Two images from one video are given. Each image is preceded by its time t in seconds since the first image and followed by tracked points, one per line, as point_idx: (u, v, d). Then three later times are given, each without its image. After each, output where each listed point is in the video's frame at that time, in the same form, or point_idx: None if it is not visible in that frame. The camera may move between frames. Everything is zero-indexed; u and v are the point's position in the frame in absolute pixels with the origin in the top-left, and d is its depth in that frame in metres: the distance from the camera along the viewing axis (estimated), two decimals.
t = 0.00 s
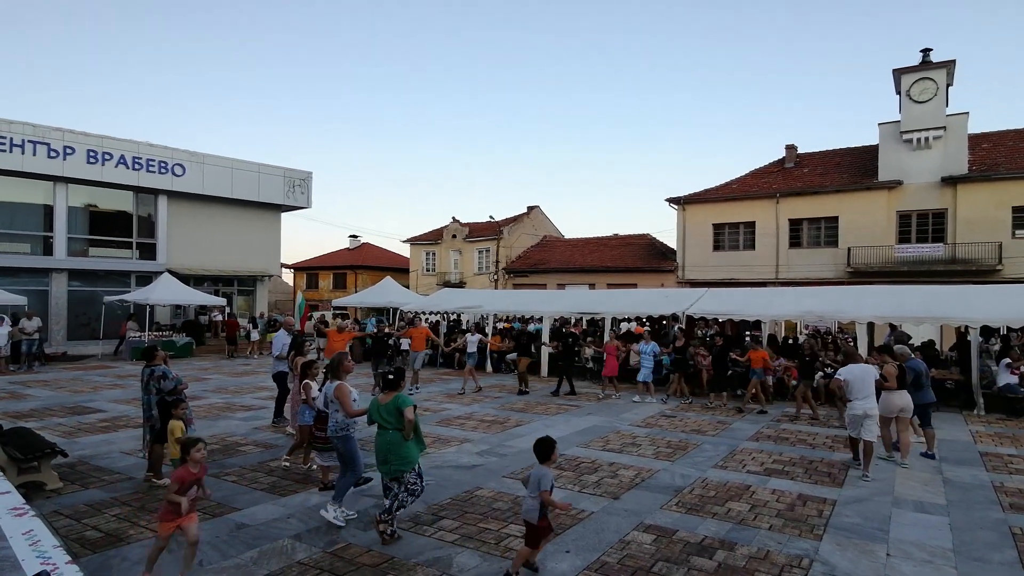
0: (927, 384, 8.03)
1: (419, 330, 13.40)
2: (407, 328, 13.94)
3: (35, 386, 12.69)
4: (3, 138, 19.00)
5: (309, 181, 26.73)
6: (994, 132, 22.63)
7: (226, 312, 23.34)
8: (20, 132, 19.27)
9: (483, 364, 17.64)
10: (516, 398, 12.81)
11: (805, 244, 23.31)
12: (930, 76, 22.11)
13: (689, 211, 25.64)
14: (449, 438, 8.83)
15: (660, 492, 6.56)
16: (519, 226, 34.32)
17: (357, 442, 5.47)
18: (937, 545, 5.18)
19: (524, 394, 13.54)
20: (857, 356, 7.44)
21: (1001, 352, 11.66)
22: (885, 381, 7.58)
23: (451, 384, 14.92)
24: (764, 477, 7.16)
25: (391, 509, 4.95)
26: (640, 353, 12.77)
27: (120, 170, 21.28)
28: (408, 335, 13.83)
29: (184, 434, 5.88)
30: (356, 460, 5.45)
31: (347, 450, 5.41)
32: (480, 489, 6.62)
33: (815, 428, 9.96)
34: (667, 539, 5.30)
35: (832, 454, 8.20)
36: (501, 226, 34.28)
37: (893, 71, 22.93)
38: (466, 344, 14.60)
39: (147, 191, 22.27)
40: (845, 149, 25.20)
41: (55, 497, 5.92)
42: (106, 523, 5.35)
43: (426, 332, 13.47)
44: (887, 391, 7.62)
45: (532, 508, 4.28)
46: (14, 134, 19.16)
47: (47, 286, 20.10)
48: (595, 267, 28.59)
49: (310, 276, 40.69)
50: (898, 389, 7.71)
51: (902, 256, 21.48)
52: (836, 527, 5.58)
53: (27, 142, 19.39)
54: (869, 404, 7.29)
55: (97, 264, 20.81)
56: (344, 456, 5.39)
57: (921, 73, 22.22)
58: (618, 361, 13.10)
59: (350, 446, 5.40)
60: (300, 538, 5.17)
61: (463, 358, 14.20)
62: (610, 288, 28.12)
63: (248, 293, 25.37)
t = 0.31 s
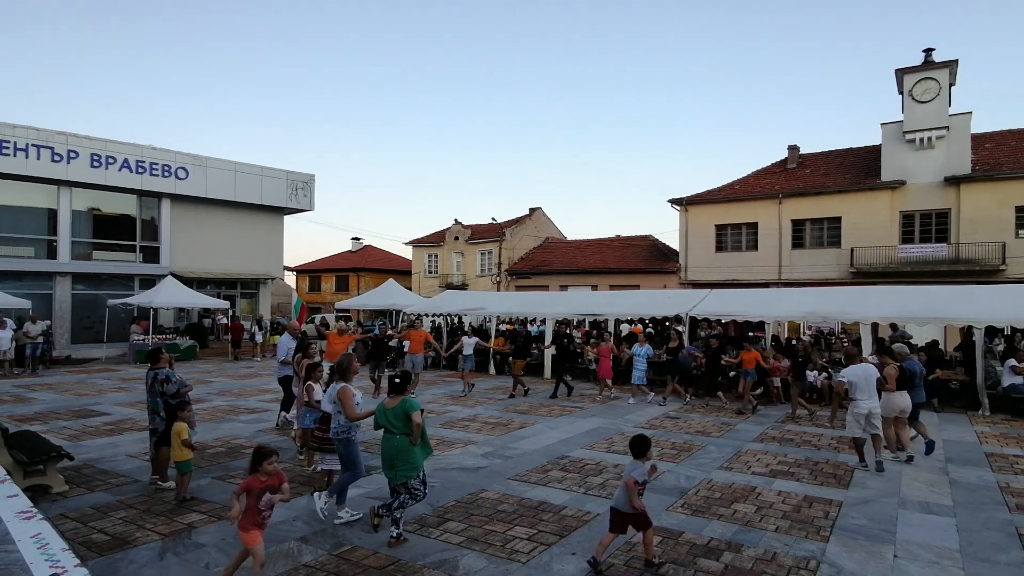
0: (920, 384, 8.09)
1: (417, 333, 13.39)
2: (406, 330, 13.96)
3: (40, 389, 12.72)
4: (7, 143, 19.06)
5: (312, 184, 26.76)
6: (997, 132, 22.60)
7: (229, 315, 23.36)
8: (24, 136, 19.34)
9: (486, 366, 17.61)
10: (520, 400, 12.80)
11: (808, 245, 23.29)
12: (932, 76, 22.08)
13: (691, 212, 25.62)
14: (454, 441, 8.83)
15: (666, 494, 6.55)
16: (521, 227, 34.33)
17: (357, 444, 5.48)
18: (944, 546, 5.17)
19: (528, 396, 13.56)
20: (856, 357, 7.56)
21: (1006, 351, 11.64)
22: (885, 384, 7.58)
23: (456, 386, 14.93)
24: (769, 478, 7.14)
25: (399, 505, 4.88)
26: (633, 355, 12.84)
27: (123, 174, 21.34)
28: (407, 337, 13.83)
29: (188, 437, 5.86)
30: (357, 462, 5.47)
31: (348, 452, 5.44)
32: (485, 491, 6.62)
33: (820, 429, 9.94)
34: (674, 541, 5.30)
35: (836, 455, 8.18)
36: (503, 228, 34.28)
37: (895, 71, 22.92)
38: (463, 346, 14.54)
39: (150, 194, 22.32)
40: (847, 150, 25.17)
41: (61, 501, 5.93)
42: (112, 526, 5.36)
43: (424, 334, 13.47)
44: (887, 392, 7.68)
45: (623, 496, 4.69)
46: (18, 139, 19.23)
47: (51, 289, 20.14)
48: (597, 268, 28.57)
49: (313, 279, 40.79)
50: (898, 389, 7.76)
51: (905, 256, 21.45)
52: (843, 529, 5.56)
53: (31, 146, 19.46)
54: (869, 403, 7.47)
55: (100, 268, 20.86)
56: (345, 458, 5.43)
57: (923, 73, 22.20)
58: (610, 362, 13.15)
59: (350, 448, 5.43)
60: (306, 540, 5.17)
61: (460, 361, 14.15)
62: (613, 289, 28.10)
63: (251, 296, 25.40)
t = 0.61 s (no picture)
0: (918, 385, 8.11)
1: (418, 333, 13.40)
2: (407, 331, 13.98)
3: (43, 388, 12.74)
4: (12, 142, 19.12)
5: (315, 184, 26.79)
6: (1000, 135, 22.57)
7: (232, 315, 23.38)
8: (28, 136, 19.39)
9: (488, 367, 17.61)
10: (523, 402, 12.81)
11: (810, 248, 23.28)
12: (936, 79, 22.07)
13: (694, 214, 25.63)
14: (457, 442, 8.84)
15: (669, 496, 6.55)
16: (524, 229, 34.33)
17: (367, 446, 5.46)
18: (948, 549, 5.17)
19: (531, 398, 13.57)
20: (859, 357, 7.78)
21: (1010, 355, 11.62)
22: (887, 385, 7.54)
23: (459, 387, 14.94)
24: (773, 480, 7.14)
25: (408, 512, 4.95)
26: (630, 356, 12.86)
27: (128, 174, 21.39)
28: (407, 338, 13.85)
29: (192, 436, 5.89)
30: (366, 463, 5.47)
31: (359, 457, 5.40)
32: (489, 492, 6.63)
33: (823, 432, 9.93)
34: (678, 543, 5.30)
35: (841, 458, 8.17)
36: (506, 229, 34.28)
37: (898, 74, 22.92)
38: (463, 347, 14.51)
39: (154, 194, 22.36)
40: (850, 152, 25.16)
41: (66, 500, 5.94)
42: (118, 526, 5.36)
43: (425, 335, 13.50)
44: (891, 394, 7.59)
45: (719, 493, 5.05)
46: (23, 138, 19.28)
47: (54, 289, 20.18)
48: (600, 270, 28.57)
49: (315, 280, 40.88)
50: (901, 391, 7.68)
51: (908, 259, 21.43)
52: (848, 532, 5.56)
53: (36, 146, 19.51)
54: (873, 404, 7.58)
55: (104, 267, 20.90)
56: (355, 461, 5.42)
57: (927, 77, 22.19)
58: (607, 363, 13.17)
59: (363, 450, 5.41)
60: (311, 540, 5.18)
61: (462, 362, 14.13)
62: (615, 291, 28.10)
63: (254, 296, 25.43)
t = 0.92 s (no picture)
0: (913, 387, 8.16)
1: (416, 337, 13.39)
2: (406, 334, 13.99)
3: (43, 392, 12.73)
4: (12, 146, 19.13)
5: (314, 188, 26.81)
6: (999, 139, 22.63)
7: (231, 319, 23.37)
8: (28, 140, 19.40)
9: (487, 371, 17.59)
10: (522, 406, 12.80)
11: (809, 251, 23.30)
12: (935, 83, 22.12)
13: (693, 218, 25.66)
14: (457, 445, 8.83)
15: (669, 500, 6.54)
16: (523, 233, 34.36)
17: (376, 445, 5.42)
18: (949, 553, 5.16)
19: (530, 402, 13.57)
20: (859, 360, 7.80)
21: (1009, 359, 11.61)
22: (886, 388, 7.54)
23: (458, 391, 14.93)
24: (774, 484, 7.14)
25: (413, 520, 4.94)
26: (626, 360, 12.86)
27: (127, 178, 21.40)
28: (405, 342, 13.85)
29: (192, 440, 5.87)
30: (374, 464, 5.40)
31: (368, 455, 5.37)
32: (489, 496, 6.62)
33: (823, 435, 9.93)
34: (678, 547, 5.29)
35: (841, 462, 8.17)
36: (505, 233, 34.31)
37: (896, 78, 22.99)
38: (462, 351, 14.48)
39: (154, 199, 22.37)
40: (849, 156, 25.21)
41: (65, 504, 5.93)
42: (117, 530, 5.36)
43: (423, 339, 13.50)
44: (890, 397, 7.62)
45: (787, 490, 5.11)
46: (22, 142, 19.29)
47: (54, 293, 20.17)
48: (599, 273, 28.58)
49: (315, 283, 40.91)
50: (900, 393, 7.69)
51: (907, 263, 21.43)
52: (848, 536, 5.55)
53: (36, 150, 19.53)
54: (873, 407, 7.64)
55: (103, 271, 20.89)
56: (364, 461, 5.35)
57: (925, 81, 22.26)
58: (603, 367, 13.17)
59: (371, 449, 5.37)
60: (311, 544, 5.17)
61: (462, 365, 14.11)
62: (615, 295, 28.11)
63: (254, 300, 25.44)
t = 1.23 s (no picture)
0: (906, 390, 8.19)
1: (412, 341, 13.39)
2: (401, 338, 13.97)
3: (38, 396, 12.67)
4: (7, 150, 19.10)
5: (312, 192, 26.81)
6: (994, 143, 22.72)
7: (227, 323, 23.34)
8: (24, 143, 19.37)
9: (484, 375, 17.58)
10: (518, 409, 12.79)
11: (806, 255, 23.35)
12: (930, 87, 22.24)
13: (690, 222, 25.70)
14: (453, 449, 8.81)
15: (665, 503, 6.54)
16: (521, 236, 34.40)
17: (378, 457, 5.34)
18: (944, 556, 5.15)
19: (527, 405, 13.55)
20: (854, 363, 7.82)
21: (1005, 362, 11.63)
22: (880, 391, 7.54)
23: (454, 394, 14.90)
24: (769, 487, 7.14)
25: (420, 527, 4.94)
26: (620, 363, 12.87)
27: (123, 181, 21.38)
28: (401, 345, 13.83)
29: (186, 445, 5.84)
30: (376, 477, 5.33)
31: (369, 468, 5.31)
32: (485, 499, 6.60)
33: (819, 438, 9.95)
34: (673, 551, 5.28)
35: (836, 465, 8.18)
36: (503, 236, 34.33)
37: (892, 82, 23.08)
38: (458, 354, 14.45)
39: (150, 202, 22.34)
40: (845, 160, 25.28)
41: (58, 509, 5.89)
42: (109, 535, 5.33)
43: (418, 343, 13.49)
44: (884, 400, 7.65)
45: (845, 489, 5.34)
46: (18, 146, 19.26)
47: (49, 296, 20.11)
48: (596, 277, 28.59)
49: (312, 287, 40.89)
50: (893, 396, 7.75)
51: (903, 266, 21.47)
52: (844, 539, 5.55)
53: (32, 154, 19.49)
54: (867, 410, 7.62)
55: (99, 275, 20.84)
56: (366, 474, 5.29)
57: (920, 85, 22.37)
58: (597, 369, 13.17)
59: (372, 461, 5.30)
60: (304, 549, 5.15)
61: (458, 369, 14.07)
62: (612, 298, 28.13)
63: (250, 303, 25.52)
